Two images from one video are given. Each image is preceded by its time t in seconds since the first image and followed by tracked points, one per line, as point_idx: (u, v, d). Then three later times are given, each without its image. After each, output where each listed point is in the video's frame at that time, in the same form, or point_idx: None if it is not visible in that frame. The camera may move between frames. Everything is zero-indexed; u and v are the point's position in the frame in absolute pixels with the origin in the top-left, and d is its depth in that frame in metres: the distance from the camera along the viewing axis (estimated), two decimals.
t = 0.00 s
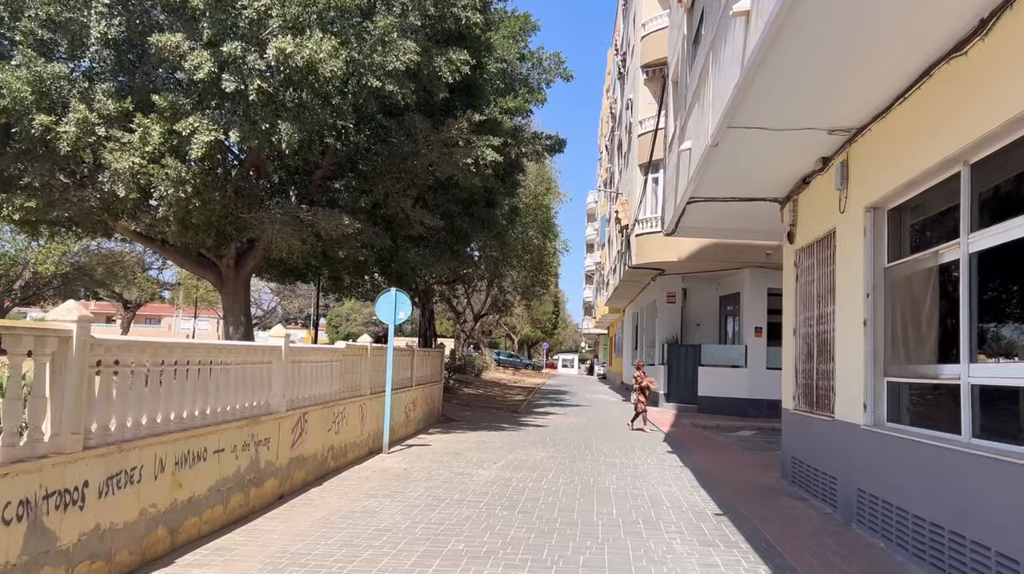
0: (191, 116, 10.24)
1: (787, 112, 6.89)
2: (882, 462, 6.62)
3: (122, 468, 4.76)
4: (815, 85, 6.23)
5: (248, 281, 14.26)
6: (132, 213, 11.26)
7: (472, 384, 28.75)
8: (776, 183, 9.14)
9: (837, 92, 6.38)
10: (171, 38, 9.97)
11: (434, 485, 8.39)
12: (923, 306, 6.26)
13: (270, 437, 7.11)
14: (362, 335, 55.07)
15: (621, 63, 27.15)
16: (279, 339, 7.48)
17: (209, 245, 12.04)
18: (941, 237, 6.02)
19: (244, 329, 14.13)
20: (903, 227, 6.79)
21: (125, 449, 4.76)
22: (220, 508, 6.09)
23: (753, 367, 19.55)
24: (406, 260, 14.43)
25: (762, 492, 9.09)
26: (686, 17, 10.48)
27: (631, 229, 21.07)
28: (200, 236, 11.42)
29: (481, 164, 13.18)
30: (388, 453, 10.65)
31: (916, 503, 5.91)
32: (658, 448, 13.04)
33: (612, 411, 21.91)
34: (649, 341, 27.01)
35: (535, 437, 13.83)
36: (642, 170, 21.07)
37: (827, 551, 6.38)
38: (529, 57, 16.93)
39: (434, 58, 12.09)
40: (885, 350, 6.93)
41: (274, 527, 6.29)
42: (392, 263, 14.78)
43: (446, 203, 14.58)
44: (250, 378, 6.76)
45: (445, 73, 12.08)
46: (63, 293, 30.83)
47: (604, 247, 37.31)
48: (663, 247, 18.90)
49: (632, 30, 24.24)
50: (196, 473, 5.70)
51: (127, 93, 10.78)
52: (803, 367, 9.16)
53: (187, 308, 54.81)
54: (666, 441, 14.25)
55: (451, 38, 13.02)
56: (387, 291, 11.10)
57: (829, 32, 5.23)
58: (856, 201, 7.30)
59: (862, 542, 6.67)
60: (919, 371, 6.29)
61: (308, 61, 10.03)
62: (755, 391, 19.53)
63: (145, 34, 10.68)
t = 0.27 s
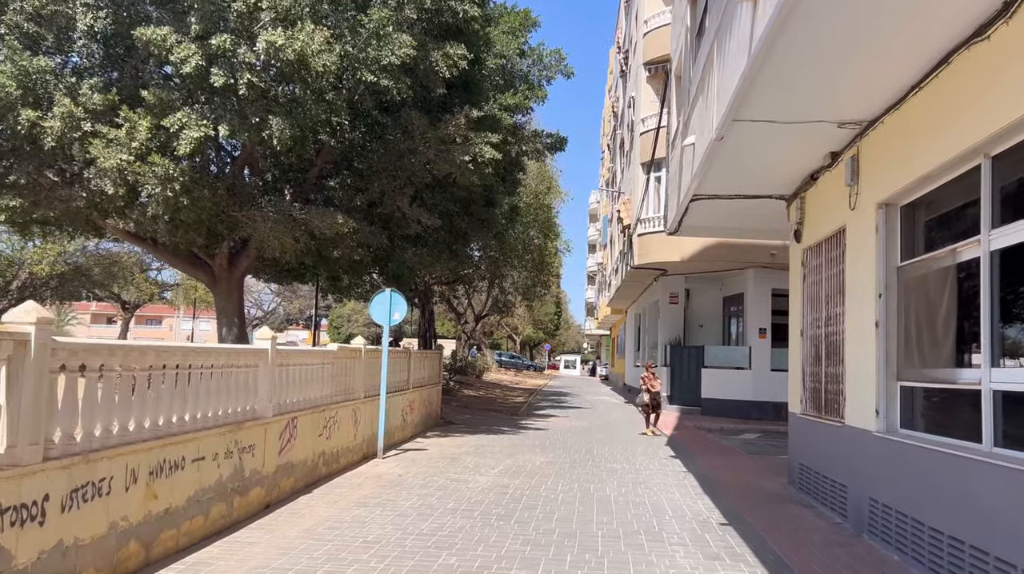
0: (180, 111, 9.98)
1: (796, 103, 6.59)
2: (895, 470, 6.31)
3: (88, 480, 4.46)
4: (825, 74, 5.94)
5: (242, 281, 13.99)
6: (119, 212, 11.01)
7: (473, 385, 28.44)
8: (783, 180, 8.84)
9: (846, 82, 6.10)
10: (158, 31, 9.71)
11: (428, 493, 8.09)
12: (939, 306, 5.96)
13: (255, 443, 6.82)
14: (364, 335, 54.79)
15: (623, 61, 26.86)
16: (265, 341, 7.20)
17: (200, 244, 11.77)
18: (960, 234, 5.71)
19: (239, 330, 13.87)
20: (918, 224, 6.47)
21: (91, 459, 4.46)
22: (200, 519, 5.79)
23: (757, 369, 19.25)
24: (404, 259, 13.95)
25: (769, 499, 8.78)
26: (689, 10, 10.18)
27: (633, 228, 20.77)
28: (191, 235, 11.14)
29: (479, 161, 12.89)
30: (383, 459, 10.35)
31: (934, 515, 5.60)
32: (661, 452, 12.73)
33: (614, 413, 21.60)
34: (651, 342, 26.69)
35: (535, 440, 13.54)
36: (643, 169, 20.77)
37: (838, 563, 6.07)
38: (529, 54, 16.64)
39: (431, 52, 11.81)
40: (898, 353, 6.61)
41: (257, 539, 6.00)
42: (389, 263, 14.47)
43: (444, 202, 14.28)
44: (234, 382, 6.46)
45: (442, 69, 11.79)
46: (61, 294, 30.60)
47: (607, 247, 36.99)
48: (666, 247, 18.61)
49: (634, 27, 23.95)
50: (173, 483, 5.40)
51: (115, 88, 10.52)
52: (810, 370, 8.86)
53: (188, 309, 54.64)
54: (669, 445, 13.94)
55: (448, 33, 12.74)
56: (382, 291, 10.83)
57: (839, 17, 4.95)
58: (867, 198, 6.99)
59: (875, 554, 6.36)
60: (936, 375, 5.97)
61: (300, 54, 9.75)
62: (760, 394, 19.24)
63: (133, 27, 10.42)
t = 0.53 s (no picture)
0: (168, 100, 9.68)
1: (806, 87, 6.28)
2: (910, 472, 6.01)
3: (48, 483, 4.17)
4: (838, 54, 5.63)
5: (237, 277, 13.71)
6: (108, 205, 10.69)
7: (473, 384, 28.16)
8: (790, 169, 8.52)
9: (858, 63, 5.79)
10: (145, 18, 9.42)
11: (421, 495, 7.80)
12: (956, 299, 5.65)
13: (238, 443, 6.52)
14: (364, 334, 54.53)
15: (625, 56, 26.54)
16: (250, 336, 6.90)
17: (191, 239, 11.44)
18: (979, 222, 5.40)
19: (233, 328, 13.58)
20: (933, 213, 6.17)
21: (53, 460, 4.17)
22: (177, 524, 5.49)
23: (760, 367, 18.94)
24: (401, 256, 13.67)
25: (776, 501, 8.47)
26: None
27: (635, 225, 20.47)
28: (181, 229, 10.82)
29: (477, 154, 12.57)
30: (377, 459, 10.07)
31: (952, 520, 5.29)
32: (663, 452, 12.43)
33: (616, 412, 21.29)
34: (654, 341, 26.39)
35: (535, 440, 13.24)
36: (646, 164, 20.46)
37: (849, 570, 5.77)
38: (529, 47, 16.34)
39: (427, 42, 11.50)
40: (912, 349, 6.29)
41: (238, 544, 5.70)
42: (385, 259, 14.17)
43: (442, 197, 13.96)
44: (215, 379, 6.16)
45: (439, 59, 11.49)
46: (59, 292, 30.38)
47: (609, 245, 36.68)
48: (668, 244, 18.31)
49: (636, 22, 23.64)
50: (146, 485, 5.11)
51: (100, 78, 10.24)
52: (818, 368, 8.55)
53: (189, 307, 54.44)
54: (671, 445, 13.64)
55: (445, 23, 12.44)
56: (376, 287, 10.48)
57: None
58: (879, 186, 6.68)
59: (888, 560, 6.06)
60: (953, 372, 5.66)
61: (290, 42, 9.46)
62: (764, 393, 18.92)
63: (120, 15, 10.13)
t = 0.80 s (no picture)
0: (156, 94, 9.38)
1: (815, 77, 5.99)
2: (925, 480, 5.71)
3: (6, 495, 3.89)
4: (849, 41, 5.34)
5: (230, 276, 13.44)
6: (96, 204, 10.30)
7: (474, 385, 27.87)
8: (796, 164, 8.23)
9: (870, 51, 5.49)
10: (130, 9, 9.13)
11: (414, 501, 7.50)
12: (976, 299, 5.36)
13: (222, 449, 6.24)
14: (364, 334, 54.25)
15: (627, 52, 26.24)
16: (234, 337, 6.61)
17: (182, 237, 11.12)
18: (999, 218, 5.11)
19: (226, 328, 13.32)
20: (949, 209, 5.88)
21: (11, 472, 3.89)
22: (153, 536, 5.21)
23: (764, 368, 18.63)
24: (398, 254, 13.38)
25: (782, 507, 8.18)
26: None
27: (637, 223, 20.17)
28: (171, 227, 10.46)
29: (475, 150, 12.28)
30: (371, 463, 9.79)
31: (972, 532, 5.00)
32: (665, 455, 12.15)
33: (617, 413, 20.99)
34: (656, 341, 26.09)
35: (534, 443, 12.94)
36: (647, 162, 20.16)
37: None
38: (529, 42, 16.05)
39: (422, 34, 11.22)
40: (926, 352, 6.01)
41: (218, 556, 5.42)
42: (382, 258, 13.87)
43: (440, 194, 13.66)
44: (194, 383, 5.88)
45: (435, 52, 11.20)
46: (56, 292, 30.10)
47: (610, 244, 36.35)
48: (670, 242, 18.01)
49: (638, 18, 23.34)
50: (118, 495, 4.82)
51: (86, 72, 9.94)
52: (827, 369, 8.25)
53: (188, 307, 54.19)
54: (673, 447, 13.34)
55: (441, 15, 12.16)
56: (370, 286, 10.26)
57: None
58: (891, 181, 6.39)
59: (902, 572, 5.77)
60: (971, 375, 5.36)
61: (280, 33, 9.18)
62: (767, 394, 18.64)
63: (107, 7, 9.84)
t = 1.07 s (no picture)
0: (144, 84, 9.06)
1: (827, 59, 5.70)
2: (942, 483, 5.42)
3: None
4: (864, 20, 5.05)
5: (223, 272, 13.17)
6: (83, 197, 9.97)
7: (474, 383, 27.57)
8: (804, 154, 7.94)
9: (885, 31, 5.20)
10: None
11: (407, 504, 7.21)
12: (997, 292, 5.07)
13: (204, 450, 5.96)
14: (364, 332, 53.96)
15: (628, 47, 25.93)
16: (218, 333, 6.32)
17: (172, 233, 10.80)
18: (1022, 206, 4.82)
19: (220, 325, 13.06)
20: (966, 198, 5.59)
21: None
22: (127, 543, 4.93)
23: (768, 366, 18.32)
24: (395, 250, 13.08)
25: (789, 510, 7.89)
26: None
27: (639, 219, 19.88)
28: (161, 221, 10.10)
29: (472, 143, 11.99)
30: (364, 463, 9.50)
31: (994, 539, 4.71)
32: (667, 455, 11.86)
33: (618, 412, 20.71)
34: (657, 339, 25.79)
35: (533, 442, 12.66)
36: (649, 157, 19.87)
37: None
38: (529, 34, 15.76)
39: (418, 23, 10.93)
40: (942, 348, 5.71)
41: (197, 564, 5.14)
42: (378, 253, 13.58)
43: (437, 189, 13.36)
44: (171, 382, 5.58)
45: (432, 41, 10.92)
46: (52, 289, 29.83)
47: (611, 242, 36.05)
48: (673, 238, 17.72)
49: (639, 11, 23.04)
50: (87, 499, 4.54)
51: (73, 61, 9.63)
52: (835, 367, 7.96)
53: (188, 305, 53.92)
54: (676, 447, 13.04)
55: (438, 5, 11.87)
56: (364, 282, 9.91)
57: None
58: (906, 169, 6.10)
59: None
60: (991, 372, 5.07)
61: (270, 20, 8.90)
62: (772, 395, 18.28)
63: None
